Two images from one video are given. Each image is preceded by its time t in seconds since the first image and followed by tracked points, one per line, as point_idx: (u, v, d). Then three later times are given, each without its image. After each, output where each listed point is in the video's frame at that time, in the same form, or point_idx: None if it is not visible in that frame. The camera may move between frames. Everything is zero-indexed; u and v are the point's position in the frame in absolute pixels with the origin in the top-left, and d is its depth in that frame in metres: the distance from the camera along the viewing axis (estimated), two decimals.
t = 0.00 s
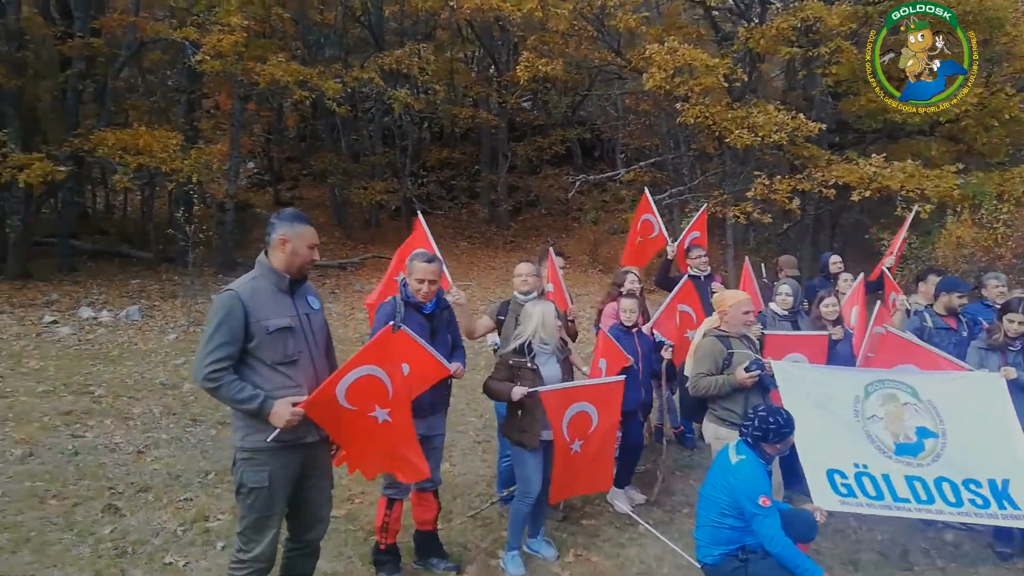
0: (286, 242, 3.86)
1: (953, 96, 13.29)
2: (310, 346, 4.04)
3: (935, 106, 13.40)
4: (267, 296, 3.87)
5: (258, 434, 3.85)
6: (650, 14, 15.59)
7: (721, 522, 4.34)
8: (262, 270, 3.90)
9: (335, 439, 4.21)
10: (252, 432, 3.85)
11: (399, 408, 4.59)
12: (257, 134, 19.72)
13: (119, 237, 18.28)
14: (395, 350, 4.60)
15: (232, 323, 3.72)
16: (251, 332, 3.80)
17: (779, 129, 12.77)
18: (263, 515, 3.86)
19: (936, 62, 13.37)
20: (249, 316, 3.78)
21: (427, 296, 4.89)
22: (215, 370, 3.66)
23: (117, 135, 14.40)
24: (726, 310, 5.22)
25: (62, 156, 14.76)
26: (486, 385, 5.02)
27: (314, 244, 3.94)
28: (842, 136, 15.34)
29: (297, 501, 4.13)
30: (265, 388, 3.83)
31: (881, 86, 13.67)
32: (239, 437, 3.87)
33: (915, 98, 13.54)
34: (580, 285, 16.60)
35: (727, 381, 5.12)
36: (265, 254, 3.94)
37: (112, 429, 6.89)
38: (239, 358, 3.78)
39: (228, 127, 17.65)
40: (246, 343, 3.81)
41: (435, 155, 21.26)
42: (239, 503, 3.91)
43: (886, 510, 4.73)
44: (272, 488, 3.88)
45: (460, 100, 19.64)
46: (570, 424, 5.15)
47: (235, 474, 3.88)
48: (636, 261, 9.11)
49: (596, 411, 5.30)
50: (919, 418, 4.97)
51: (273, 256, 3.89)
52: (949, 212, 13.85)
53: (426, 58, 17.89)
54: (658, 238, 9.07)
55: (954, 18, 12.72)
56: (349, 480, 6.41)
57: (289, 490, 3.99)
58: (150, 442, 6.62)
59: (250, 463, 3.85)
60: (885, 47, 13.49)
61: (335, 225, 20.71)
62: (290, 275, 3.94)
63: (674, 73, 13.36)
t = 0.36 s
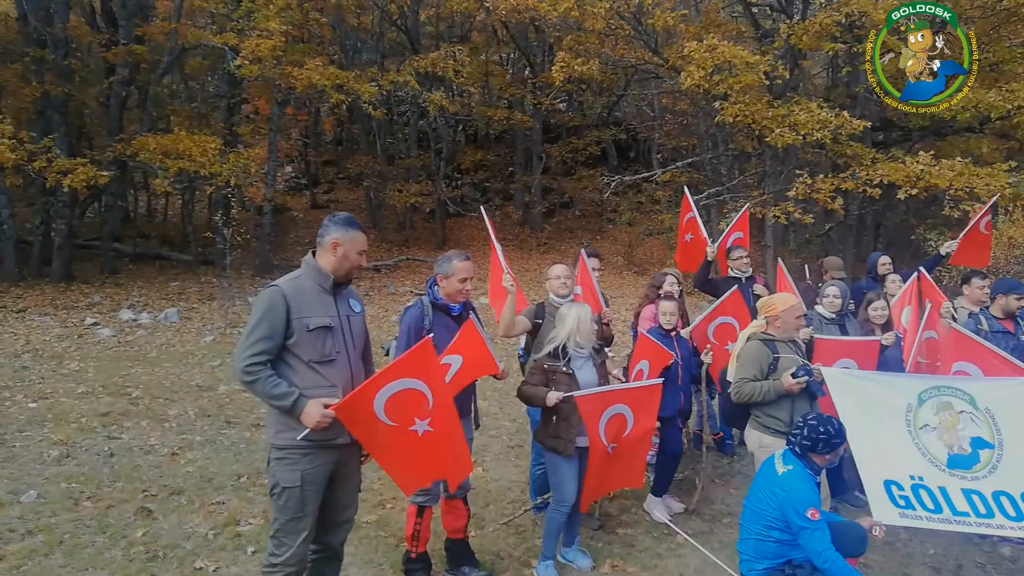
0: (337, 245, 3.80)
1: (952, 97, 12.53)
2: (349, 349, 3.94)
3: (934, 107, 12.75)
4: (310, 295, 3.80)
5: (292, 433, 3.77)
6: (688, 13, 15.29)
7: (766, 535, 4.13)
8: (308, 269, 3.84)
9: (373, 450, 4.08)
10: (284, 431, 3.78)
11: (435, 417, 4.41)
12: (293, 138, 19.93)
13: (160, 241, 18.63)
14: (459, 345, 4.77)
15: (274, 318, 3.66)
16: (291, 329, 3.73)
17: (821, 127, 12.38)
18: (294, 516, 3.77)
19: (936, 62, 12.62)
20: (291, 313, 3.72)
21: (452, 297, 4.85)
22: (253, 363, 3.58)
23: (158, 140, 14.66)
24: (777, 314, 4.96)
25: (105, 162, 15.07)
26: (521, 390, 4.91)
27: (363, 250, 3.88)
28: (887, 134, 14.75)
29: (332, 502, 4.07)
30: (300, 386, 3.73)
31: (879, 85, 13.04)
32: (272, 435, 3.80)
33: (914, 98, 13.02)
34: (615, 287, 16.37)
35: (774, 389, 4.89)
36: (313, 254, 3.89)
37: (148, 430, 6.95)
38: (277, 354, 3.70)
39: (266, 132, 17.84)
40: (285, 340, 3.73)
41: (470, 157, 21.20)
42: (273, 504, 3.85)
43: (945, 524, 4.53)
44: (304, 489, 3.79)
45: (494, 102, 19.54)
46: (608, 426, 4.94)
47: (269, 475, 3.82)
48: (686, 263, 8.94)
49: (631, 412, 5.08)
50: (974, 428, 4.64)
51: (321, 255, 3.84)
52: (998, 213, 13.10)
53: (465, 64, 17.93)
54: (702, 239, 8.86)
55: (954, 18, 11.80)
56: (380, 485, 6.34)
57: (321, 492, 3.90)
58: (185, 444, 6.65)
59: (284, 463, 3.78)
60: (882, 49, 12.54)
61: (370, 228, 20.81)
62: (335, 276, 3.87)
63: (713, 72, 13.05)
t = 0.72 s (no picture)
0: (340, 250, 3.70)
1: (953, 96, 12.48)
2: (350, 354, 3.85)
3: (935, 107, 12.63)
4: (314, 298, 3.71)
5: (291, 437, 3.67)
6: (693, 13, 15.19)
7: (773, 546, 4.02)
8: (312, 273, 3.75)
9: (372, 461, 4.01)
10: (283, 435, 3.69)
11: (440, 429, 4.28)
12: (297, 140, 19.91)
13: (164, 244, 18.63)
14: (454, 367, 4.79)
15: (276, 321, 3.58)
16: (293, 333, 3.64)
17: (828, 128, 12.26)
18: (297, 521, 3.67)
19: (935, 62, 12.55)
20: (293, 316, 3.63)
21: (456, 299, 4.79)
22: (254, 366, 3.50)
23: (161, 142, 14.64)
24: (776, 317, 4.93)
25: (109, 164, 15.06)
26: (521, 396, 4.80)
27: (369, 256, 3.78)
28: (894, 135, 14.51)
29: (337, 505, 3.99)
30: (300, 391, 3.65)
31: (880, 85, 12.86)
32: (271, 440, 3.71)
33: (914, 97, 12.89)
34: (620, 289, 16.26)
35: (780, 395, 4.79)
36: (318, 258, 3.80)
37: (147, 435, 6.90)
38: (278, 357, 3.62)
39: (270, 134, 17.81)
40: (286, 343, 3.65)
41: (474, 159, 21.12)
42: (275, 511, 3.76)
43: (959, 532, 4.39)
44: (304, 494, 3.70)
45: (499, 103, 19.47)
46: (610, 432, 4.83)
47: (268, 481, 3.73)
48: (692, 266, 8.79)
49: (635, 416, 4.96)
50: (988, 432, 4.53)
51: (325, 259, 3.75)
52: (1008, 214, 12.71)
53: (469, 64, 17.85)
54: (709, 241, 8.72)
55: (953, 18, 11.85)
56: (380, 492, 6.28)
57: (324, 495, 3.81)
58: (183, 449, 6.59)
59: (283, 467, 3.69)
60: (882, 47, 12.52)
61: (374, 230, 20.76)
62: (339, 281, 3.78)
63: (718, 72, 12.94)
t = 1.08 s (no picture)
0: (323, 245, 3.67)
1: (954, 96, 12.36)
2: (345, 352, 3.82)
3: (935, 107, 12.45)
4: (304, 297, 3.68)
5: (290, 439, 3.64)
6: (696, 13, 15.13)
7: (775, 548, 3.97)
8: (300, 272, 3.72)
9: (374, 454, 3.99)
10: (281, 438, 3.66)
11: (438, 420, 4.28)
12: (299, 142, 19.90)
13: (166, 245, 18.64)
14: (442, 355, 4.29)
15: (267, 322, 3.55)
16: (285, 333, 3.61)
17: (831, 128, 12.20)
18: (292, 524, 3.65)
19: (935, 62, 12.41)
20: (284, 316, 3.60)
21: (455, 299, 4.76)
22: (248, 369, 3.48)
23: (163, 143, 14.65)
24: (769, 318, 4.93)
25: (110, 165, 15.06)
26: (521, 396, 4.76)
27: (354, 249, 3.76)
28: (897, 136, 14.40)
29: (332, 509, 3.95)
30: (297, 391, 3.62)
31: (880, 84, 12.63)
32: (269, 442, 3.69)
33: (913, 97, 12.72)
34: (622, 290, 16.22)
35: (781, 395, 4.76)
36: (305, 257, 3.78)
37: (146, 436, 6.87)
38: (271, 358, 3.59)
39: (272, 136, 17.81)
40: (279, 344, 3.62)
41: (476, 160, 21.08)
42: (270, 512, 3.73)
43: (964, 535, 4.34)
44: (301, 498, 3.67)
45: (501, 104, 19.45)
46: (610, 432, 4.82)
47: (264, 482, 3.70)
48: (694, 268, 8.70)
49: (634, 416, 4.93)
50: (993, 433, 4.46)
51: (312, 257, 3.72)
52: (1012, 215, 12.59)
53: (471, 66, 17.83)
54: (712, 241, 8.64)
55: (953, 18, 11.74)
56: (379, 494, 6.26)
57: (320, 499, 3.78)
58: (182, 450, 6.57)
59: (280, 470, 3.65)
60: (883, 47, 12.37)
61: (376, 231, 20.75)
62: (328, 278, 3.75)
63: (721, 72, 12.88)
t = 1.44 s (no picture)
0: (293, 236, 3.70)
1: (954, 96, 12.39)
2: (330, 349, 3.79)
3: (935, 107, 12.51)
4: (287, 294, 3.66)
5: (273, 438, 3.61)
6: (694, 12, 15.07)
7: (765, 545, 3.95)
8: (282, 269, 3.70)
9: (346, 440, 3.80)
10: (265, 437, 3.63)
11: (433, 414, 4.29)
12: (297, 141, 19.86)
13: (163, 245, 18.62)
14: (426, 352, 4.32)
15: (248, 319, 3.52)
16: (267, 330, 3.59)
17: (829, 127, 12.16)
18: (275, 524, 3.62)
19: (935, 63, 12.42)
20: (266, 313, 3.58)
21: (447, 297, 4.71)
22: (229, 367, 3.44)
23: (159, 143, 14.61)
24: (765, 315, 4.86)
25: (106, 165, 15.03)
26: (510, 392, 4.68)
27: (333, 241, 3.73)
28: (896, 135, 14.32)
29: (318, 508, 3.92)
30: (280, 389, 3.59)
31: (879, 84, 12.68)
32: (252, 442, 3.66)
33: (914, 97, 12.83)
34: (620, 290, 16.16)
35: (776, 393, 4.72)
36: (286, 253, 3.76)
37: (138, 436, 6.83)
38: (254, 356, 3.57)
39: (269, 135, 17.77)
40: (262, 342, 3.60)
41: (474, 160, 21.03)
42: (254, 512, 3.70)
43: (962, 532, 4.20)
44: (285, 498, 3.63)
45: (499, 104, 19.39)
46: (596, 427, 4.81)
47: (249, 482, 3.67)
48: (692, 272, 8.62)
49: (618, 410, 4.94)
50: (992, 432, 4.48)
51: (293, 253, 3.70)
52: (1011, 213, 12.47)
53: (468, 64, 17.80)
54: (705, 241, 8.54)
55: (953, 18, 11.76)
56: (372, 494, 6.24)
57: (305, 499, 3.74)
58: (174, 450, 6.53)
59: (263, 470, 3.62)
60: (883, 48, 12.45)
61: (374, 231, 20.73)
62: (310, 274, 3.73)
63: (719, 71, 12.82)
